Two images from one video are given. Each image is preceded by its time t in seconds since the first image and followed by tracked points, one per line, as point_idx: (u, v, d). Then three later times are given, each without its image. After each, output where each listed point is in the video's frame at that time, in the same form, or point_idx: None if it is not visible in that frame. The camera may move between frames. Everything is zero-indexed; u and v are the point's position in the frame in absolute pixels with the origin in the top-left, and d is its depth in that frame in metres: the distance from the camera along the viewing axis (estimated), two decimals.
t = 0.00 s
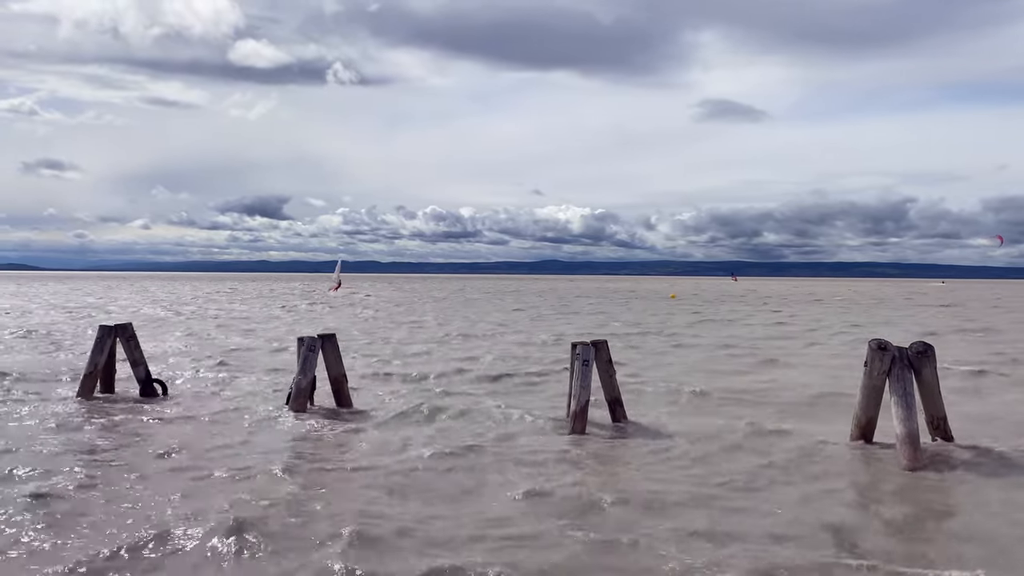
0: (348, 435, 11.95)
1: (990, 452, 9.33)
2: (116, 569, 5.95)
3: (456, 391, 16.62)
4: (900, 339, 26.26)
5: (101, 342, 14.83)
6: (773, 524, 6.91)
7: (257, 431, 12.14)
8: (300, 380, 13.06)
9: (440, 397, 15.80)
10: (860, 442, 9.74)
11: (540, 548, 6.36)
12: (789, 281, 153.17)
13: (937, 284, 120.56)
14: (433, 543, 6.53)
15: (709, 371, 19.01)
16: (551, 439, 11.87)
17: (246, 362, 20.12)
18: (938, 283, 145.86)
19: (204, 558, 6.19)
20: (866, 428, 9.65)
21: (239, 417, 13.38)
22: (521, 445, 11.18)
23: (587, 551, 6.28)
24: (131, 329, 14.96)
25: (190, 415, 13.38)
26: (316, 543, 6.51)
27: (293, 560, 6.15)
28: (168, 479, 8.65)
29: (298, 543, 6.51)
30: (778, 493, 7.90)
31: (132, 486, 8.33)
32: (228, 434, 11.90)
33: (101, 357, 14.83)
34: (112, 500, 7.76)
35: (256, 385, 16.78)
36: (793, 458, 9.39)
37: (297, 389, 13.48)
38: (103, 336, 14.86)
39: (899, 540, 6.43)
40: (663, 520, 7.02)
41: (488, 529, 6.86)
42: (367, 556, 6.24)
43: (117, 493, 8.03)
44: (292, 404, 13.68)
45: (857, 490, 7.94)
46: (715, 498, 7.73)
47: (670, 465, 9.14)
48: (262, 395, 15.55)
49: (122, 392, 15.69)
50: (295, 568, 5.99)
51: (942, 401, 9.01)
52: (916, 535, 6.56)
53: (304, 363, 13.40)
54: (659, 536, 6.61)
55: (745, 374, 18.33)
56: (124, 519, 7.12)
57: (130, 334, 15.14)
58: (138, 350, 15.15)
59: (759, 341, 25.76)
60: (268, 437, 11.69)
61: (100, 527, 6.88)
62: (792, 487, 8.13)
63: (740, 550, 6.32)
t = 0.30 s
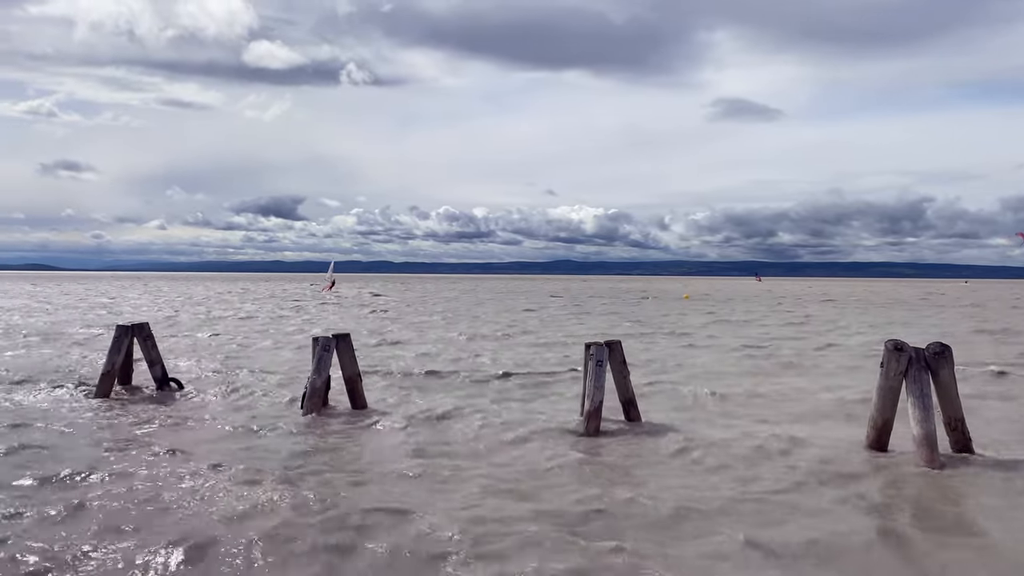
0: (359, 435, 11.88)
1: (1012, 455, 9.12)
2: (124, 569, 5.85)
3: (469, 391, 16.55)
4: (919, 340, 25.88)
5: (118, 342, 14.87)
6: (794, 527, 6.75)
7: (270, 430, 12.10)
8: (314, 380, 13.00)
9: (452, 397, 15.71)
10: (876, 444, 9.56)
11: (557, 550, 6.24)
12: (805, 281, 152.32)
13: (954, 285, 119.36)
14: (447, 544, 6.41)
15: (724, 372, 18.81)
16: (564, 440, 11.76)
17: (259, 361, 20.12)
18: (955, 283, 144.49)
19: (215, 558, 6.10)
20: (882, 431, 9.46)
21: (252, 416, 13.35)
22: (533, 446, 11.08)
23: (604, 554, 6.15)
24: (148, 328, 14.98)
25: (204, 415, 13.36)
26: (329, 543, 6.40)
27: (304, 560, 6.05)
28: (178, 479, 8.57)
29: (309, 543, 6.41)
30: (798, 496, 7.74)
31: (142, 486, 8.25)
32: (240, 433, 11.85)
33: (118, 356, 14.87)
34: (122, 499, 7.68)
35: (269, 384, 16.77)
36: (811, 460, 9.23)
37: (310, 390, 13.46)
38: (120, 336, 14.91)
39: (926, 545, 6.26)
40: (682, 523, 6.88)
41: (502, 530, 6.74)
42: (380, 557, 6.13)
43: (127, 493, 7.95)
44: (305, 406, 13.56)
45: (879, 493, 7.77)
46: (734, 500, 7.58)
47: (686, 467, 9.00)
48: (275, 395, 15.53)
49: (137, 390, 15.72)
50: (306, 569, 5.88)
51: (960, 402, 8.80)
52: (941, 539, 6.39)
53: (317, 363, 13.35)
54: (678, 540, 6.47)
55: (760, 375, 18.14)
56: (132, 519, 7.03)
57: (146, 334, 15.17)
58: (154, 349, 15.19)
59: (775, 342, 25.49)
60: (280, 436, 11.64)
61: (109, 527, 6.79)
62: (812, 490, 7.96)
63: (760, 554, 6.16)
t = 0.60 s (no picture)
0: (375, 434, 11.94)
1: None
2: (133, 567, 5.85)
3: (483, 391, 16.59)
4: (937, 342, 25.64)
5: (136, 342, 14.98)
6: (812, 531, 6.68)
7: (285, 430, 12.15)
8: (330, 380, 13.07)
9: (467, 398, 15.73)
10: (893, 446, 9.49)
11: (572, 552, 6.19)
12: (820, 281, 151.44)
13: (972, 285, 118.36)
14: (461, 544, 6.39)
15: (739, 373, 18.74)
16: (579, 440, 11.74)
17: (275, 362, 20.24)
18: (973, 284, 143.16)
19: (228, 556, 6.09)
20: (899, 432, 9.38)
21: (268, 416, 13.43)
22: (548, 446, 11.06)
23: (621, 555, 6.13)
24: (166, 328, 15.05)
25: (220, 415, 13.42)
26: (342, 542, 6.39)
27: (318, 559, 6.03)
28: (192, 478, 8.59)
29: (325, 541, 6.43)
30: (815, 498, 7.67)
31: (158, 484, 8.29)
32: (257, 433, 11.92)
33: (135, 356, 14.99)
34: (134, 498, 7.70)
35: (285, 384, 16.86)
36: (828, 463, 9.15)
37: (326, 389, 13.47)
38: (137, 336, 15.02)
39: (947, 552, 6.17)
40: (698, 526, 6.83)
41: (517, 531, 6.71)
42: (393, 557, 6.11)
43: (140, 491, 7.97)
44: (322, 405, 13.46)
45: (898, 497, 7.68)
46: (750, 502, 7.51)
47: (702, 469, 8.95)
48: (290, 395, 15.61)
49: (155, 390, 15.84)
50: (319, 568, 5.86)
51: (978, 404, 8.72)
52: (962, 545, 6.30)
53: (333, 363, 13.42)
54: (694, 543, 6.41)
55: (776, 376, 18.05)
56: (144, 517, 7.03)
57: (164, 333, 15.28)
58: (171, 348, 15.29)
59: (791, 343, 25.36)
60: (295, 436, 11.70)
61: (121, 525, 6.80)
62: (830, 492, 7.89)
63: (778, 558, 6.10)
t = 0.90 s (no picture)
0: (390, 435, 11.94)
1: None
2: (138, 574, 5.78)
3: (498, 392, 16.57)
4: (955, 343, 25.38)
5: (152, 342, 15.05)
6: (830, 538, 6.57)
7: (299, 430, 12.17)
8: (344, 380, 13.09)
9: (481, 398, 15.71)
10: (911, 448, 9.39)
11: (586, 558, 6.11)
12: (836, 281, 150.46)
13: (991, 285, 117.21)
14: (475, 548, 6.34)
15: (755, 374, 18.63)
16: (593, 442, 11.69)
17: (291, 362, 20.32)
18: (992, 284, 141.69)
19: (237, 561, 6.05)
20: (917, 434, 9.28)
21: (284, 416, 13.48)
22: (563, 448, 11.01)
23: (634, 558, 6.10)
24: (182, 328, 15.10)
25: (236, 415, 13.46)
26: (352, 548, 6.33)
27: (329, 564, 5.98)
28: (200, 480, 8.55)
29: (338, 543, 6.42)
30: (833, 503, 7.57)
31: (172, 486, 8.30)
32: (272, 433, 11.96)
33: (152, 356, 15.07)
34: (142, 501, 7.65)
35: (300, 384, 16.91)
36: (844, 465, 9.06)
37: (341, 388, 13.50)
38: (154, 336, 15.10)
39: (970, 560, 6.05)
40: (714, 531, 6.74)
41: (531, 535, 6.64)
42: (404, 563, 6.04)
43: (147, 494, 7.93)
44: (337, 404, 13.83)
45: (917, 502, 7.56)
46: (766, 508, 7.42)
47: (716, 471, 8.87)
48: (306, 395, 15.66)
49: (172, 390, 15.93)
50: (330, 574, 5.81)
51: (998, 406, 8.61)
52: (980, 551, 6.21)
53: (348, 363, 13.44)
54: (710, 549, 6.32)
55: (793, 377, 17.92)
56: (152, 520, 6.99)
57: (180, 333, 15.34)
58: (187, 348, 15.35)
59: (807, 344, 25.18)
60: (310, 436, 11.72)
61: (126, 530, 6.74)
62: (847, 497, 7.78)
63: (795, 565, 6.00)
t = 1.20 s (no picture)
0: (405, 435, 12.02)
1: None
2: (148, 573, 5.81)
3: (511, 393, 16.62)
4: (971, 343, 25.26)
5: (170, 341, 15.19)
6: (846, 544, 6.55)
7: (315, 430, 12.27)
8: (360, 379, 13.17)
9: (496, 399, 15.77)
10: (929, 448, 9.38)
11: (601, 562, 6.12)
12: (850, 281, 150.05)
13: (1008, 285, 116.29)
14: (489, 550, 6.36)
15: (770, 374, 18.61)
16: (607, 443, 11.72)
17: (306, 362, 20.46)
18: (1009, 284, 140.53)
19: (250, 559, 6.10)
20: (933, 436, 9.23)
21: (300, 417, 13.59)
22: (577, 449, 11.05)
23: (651, 561, 6.15)
24: (200, 328, 15.26)
25: (251, 415, 13.58)
26: (367, 549, 6.37)
27: (344, 564, 6.02)
28: (210, 482, 8.59)
29: (355, 542, 6.48)
30: (849, 507, 7.55)
31: (188, 487, 8.37)
32: (288, 433, 12.05)
33: (170, 355, 15.22)
34: (152, 503, 7.70)
35: (316, 384, 17.05)
36: (861, 467, 9.03)
37: (357, 388, 13.61)
38: (172, 336, 15.22)
39: (988, 564, 6.07)
40: (729, 536, 6.73)
41: (546, 537, 6.66)
42: (418, 565, 6.06)
43: (157, 495, 7.98)
44: (352, 404, 13.93)
45: (935, 506, 7.52)
46: (782, 511, 7.42)
47: (732, 474, 8.88)
48: (322, 395, 15.77)
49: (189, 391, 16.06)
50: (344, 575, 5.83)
51: (1018, 407, 8.57)
52: (998, 556, 6.23)
53: (363, 362, 13.51)
54: (726, 554, 6.32)
55: (808, 378, 17.91)
56: (166, 520, 7.04)
57: (197, 333, 15.46)
58: (205, 348, 15.47)
59: (821, 344, 25.13)
60: (326, 437, 11.81)
61: (136, 530, 6.78)
62: (863, 500, 7.75)
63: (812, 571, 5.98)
